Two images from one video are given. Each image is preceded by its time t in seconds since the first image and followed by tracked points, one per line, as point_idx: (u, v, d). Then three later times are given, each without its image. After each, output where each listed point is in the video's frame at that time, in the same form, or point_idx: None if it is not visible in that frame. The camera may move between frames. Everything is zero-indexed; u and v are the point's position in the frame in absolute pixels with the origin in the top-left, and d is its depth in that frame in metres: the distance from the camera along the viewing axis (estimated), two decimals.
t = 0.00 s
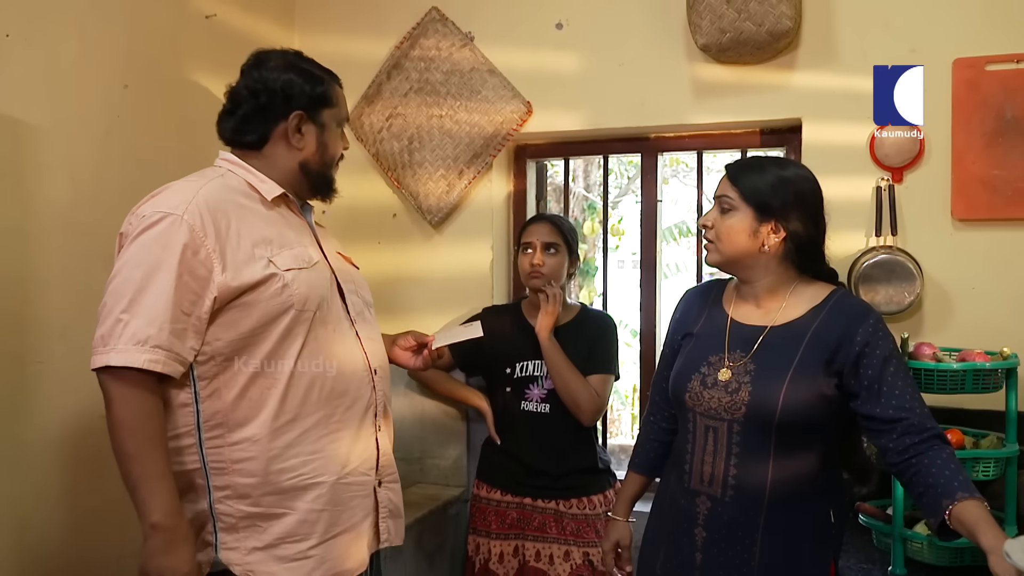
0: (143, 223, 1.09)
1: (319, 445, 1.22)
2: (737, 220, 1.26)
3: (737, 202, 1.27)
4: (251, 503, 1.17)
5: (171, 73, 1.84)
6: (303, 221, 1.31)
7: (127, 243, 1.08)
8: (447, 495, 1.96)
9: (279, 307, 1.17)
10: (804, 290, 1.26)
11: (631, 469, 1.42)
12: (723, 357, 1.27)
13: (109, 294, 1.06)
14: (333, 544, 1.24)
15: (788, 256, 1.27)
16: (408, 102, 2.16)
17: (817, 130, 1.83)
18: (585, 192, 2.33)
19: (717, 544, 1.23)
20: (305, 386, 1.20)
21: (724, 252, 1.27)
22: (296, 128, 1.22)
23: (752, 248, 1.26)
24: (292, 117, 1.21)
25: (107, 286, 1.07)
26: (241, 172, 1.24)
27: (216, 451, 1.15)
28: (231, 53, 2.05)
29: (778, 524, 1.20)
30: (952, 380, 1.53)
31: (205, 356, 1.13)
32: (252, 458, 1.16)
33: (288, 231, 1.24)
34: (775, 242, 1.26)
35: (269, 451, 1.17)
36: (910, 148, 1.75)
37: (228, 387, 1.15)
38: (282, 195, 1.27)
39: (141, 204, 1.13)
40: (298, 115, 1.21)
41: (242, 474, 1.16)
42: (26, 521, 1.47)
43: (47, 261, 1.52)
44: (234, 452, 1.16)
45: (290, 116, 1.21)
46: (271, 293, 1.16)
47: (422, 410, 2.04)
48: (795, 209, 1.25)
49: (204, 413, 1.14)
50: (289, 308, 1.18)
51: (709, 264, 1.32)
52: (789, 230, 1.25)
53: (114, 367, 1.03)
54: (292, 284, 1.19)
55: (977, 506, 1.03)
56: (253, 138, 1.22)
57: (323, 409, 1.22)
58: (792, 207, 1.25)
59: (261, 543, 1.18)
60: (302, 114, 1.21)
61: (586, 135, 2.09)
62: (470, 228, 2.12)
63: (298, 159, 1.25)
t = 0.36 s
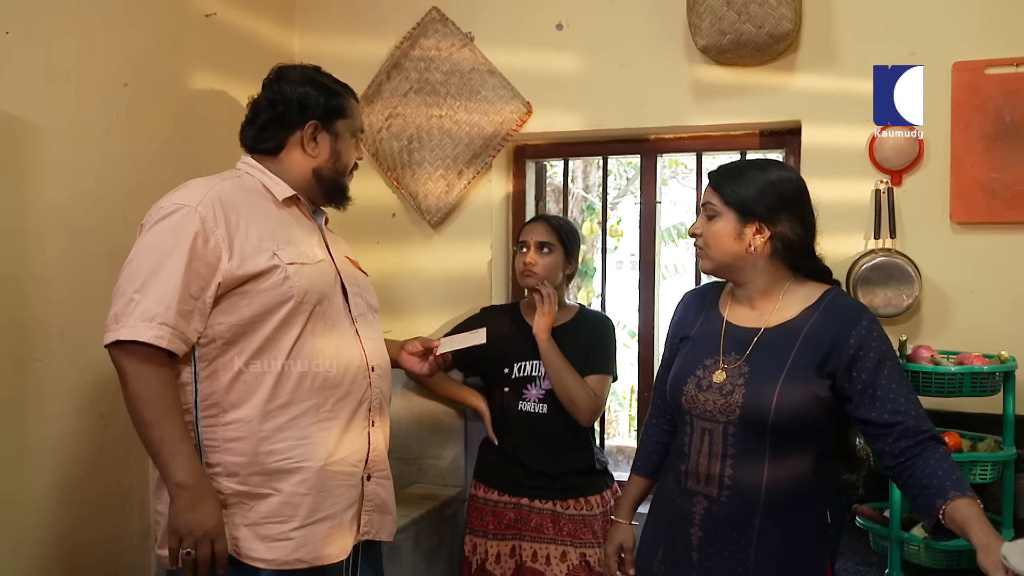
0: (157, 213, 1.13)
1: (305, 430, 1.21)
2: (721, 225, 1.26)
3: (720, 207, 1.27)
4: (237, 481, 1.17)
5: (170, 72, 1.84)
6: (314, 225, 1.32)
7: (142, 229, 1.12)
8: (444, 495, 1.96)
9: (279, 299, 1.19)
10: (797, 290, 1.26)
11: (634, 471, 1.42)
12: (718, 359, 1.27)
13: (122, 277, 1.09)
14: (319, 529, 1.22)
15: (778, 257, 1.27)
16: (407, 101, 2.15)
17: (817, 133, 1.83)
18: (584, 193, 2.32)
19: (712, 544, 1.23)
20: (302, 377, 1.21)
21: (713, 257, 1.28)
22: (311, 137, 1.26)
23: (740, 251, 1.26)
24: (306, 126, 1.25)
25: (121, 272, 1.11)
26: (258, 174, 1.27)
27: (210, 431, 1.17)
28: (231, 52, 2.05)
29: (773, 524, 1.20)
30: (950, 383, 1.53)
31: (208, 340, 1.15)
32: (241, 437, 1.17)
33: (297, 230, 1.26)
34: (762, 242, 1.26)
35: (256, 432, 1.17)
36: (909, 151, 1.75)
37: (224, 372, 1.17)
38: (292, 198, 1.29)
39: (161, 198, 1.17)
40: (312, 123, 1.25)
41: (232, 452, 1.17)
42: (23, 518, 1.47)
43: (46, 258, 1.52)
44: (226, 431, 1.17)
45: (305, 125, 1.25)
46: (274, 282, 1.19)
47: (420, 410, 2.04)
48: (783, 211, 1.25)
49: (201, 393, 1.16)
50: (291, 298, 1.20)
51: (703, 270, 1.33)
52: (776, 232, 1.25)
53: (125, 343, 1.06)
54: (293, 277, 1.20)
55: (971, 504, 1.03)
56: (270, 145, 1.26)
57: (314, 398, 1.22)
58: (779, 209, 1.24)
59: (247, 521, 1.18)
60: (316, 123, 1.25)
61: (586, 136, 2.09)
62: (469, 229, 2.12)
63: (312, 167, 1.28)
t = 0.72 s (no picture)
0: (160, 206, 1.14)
1: (307, 421, 1.21)
2: (720, 226, 1.26)
3: (719, 208, 1.27)
4: (240, 471, 1.17)
5: (171, 69, 1.84)
6: (315, 220, 1.32)
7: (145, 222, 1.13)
8: (444, 492, 1.96)
9: (281, 292, 1.19)
10: (796, 291, 1.27)
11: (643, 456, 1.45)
12: (712, 358, 1.28)
13: (125, 269, 1.10)
14: (320, 520, 1.22)
15: (778, 257, 1.26)
16: (408, 99, 2.15)
17: (818, 132, 1.84)
18: (585, 191, 2.33)
19: (702, 535, 1.26)
20: (305, 370, 1.21)
21: (711, 258, 1.28)
22: (296, 132, 1.26)
23: (737, 253, 1.26)
24: (288, 121, 1.25)
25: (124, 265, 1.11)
26: (262, 172, 1.27)
27: (212, 421, 1.16)
28: (232, 49, 2.04)
29: (763, 521, 1.22)
30: (950, 382, 1.53)
31: (210, 331, 1.15)
32: (244, 428, 1.17)
33: (299, 223, 1.27)
34: (759, 245, 1.25)
35: (258, 422, 1.17)
36: (909, 150, 1.75)
37: (228, 362, 1.16)
38: (293, 193, 1.29)
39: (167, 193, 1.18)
40: (294, 118, 1.25)
41: (235, 442, 1.17)
42: (22, 514, 1.46)
43: (46, 254, 1.52)
44: (228, 422, 1.16)
45: (286, 120, 1.26)
46: (275, 274, 1.19)
47: (420, 408, 2.04)
48: (782, 212, 1.24)
49: (206, 383, 1.15)
50: (292, 290, 1.20)
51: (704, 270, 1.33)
52: (774, 233, 1.24)
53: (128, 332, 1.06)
54: (295, 270, 1.21)
55: (961, 505, 1.04)
56: (258, 142, 1.29)
57: (316, 389, 1.22)
58: (778, 211, 1.24)
59: (248, 512, 1.17)
60: (299, 118, 1.25)
61: (586, 135, 2.09)
62: (469, 228, 2.12)
63: (299, 162, 1.28)
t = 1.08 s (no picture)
0: (151, 210, 1.13)
1: (308, 420, 1.21)
2: (702, 225, 1.33)
3: (702, 208, 1.34)
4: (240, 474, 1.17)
5: (172, 66, 1.84)
6: (308, 216, 1.32)
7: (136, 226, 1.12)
8: (445, 490, 1.97)
9: (277, 291, 1.18)
10: (776, 284, 1.31)
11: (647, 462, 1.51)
12: (701, 353, 1.34)
13: (118, 274, 1.09)
14: (322, 519, 1.22)
15: (758, 254, 1.32)
16: (410, 96, 2.15)
17: (820, 129, 1.83)
18: (586, 189, 2.32)
19: (700, 525, 1.31)
20: (303, 369, 1.21)
21: (696, 255, 1.35)
22: (290, 127, 1.25)
23: (720, 249, 1.32)
24: (283, 116, 1.24)
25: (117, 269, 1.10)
26: (255, 169, 1.27)
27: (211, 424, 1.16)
28: (233, 46, 2.04)
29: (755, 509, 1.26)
30: (952, 380, 1.53)
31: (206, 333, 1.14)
32: (243, 430, 1.16)
33: (293, 221, 1.26)
34: (741, 241, 1.31)
35: (256, 423, 1.17)
36: (911, 148, 1.75)
37: (227, 361, 1.16)
38: (285, 189, 1.28)
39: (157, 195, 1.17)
40: (289, 115, 1.24)
41: (234, 445, 1.16)
42: (23, 509, 1.46)
43: (47, 249, 1.52)
44: (228, 423, 1.16)
45: (281, 116, 1.24)
46: (271, 273, 1.18)
47: (422, 405, 2.05)
48: (761, 211, 1.30)
49: (205, 384, 1.15)
50: (288, 289, 1.19)
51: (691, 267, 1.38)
52: (755, 231, 1.30)
53: (126, 338, 1.05)
54: (291, 269, 1.20)
55: (922, 493, 1.08)
56: (252, 132, 1.29)
57: (315, 388, 1.22)
58: (758, 211, 1.29)
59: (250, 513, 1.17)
60: (294, 114, 1.24)
61: (588, 132, 2.09)
62: (470, 225, 2.12)
63: (291, 158, 1.27)
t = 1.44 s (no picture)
0: (154, 214, 1.12)
1: (303, 419, 1.21)
2: (693, 227, 1.38)
3: (691, 211, 1.39)
4: (236, 474, 1.17)
5: (173, 64, 1.84)
6: (301, 212, 1.31)
7: (145, 231, 1.10)
8: (446, 488, 1.97)
9: (276, 287, 1.19)
10: (760, 277, 1.37)
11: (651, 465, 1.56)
12: (693, 345, 1.41)
13: (143, 278, 1.07)
14: (320, 518, 1.22)
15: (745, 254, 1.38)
16: (410, 94, 2.15)
17: (821, 127, 1.83)
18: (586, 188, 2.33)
19: (698, 511, 1.37)
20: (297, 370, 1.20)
21: (687, 256, 1.40)
22: (279, 123, 1.23)
23: (711, 250, 1.38)
24: (272, 112, 1.22)
25: (136, 276, 1.09)
26: (244, 167, 1.25)
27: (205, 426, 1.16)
28: (233, 44, 2.04)
29: (746, 492, 1.31)
30: (953, 377, 1.52)
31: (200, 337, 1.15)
32: (237, 430, 1.17)
33: (286, 218, 1.25)
34: (730, 243, 1.37)
35: (250, 424, 1.17)
36: (912, 146, 1.75)
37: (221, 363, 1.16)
38: (277, 186, 1.27)
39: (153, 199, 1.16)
40: (278, 111, 1.22)
41: (230, 445, 1.16)
42: (24, 509, 1.46)
43: (47, 248, 1.51)
44: (223, 424, 1.16)
45: (270, 111, 1.22)
46: (268, 272, 1.18)
47: (423, 404, 2.05)
48: (748, 212, 1.36)
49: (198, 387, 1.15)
50: (285, 289, 1.19)
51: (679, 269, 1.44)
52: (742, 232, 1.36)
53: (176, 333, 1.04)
54: (287, 268, 1.20)
55: (854, 486, 1.18)
56: (242, 129, 1.27)
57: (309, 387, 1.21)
58: (744, 211, 1.35)
59: (247, 514, 1.17)
60: (283, 111, 1.22)
61: (589, 130, 2.09)
62: (471, 223, 2.12)
63: (278, 156, 1.25)
